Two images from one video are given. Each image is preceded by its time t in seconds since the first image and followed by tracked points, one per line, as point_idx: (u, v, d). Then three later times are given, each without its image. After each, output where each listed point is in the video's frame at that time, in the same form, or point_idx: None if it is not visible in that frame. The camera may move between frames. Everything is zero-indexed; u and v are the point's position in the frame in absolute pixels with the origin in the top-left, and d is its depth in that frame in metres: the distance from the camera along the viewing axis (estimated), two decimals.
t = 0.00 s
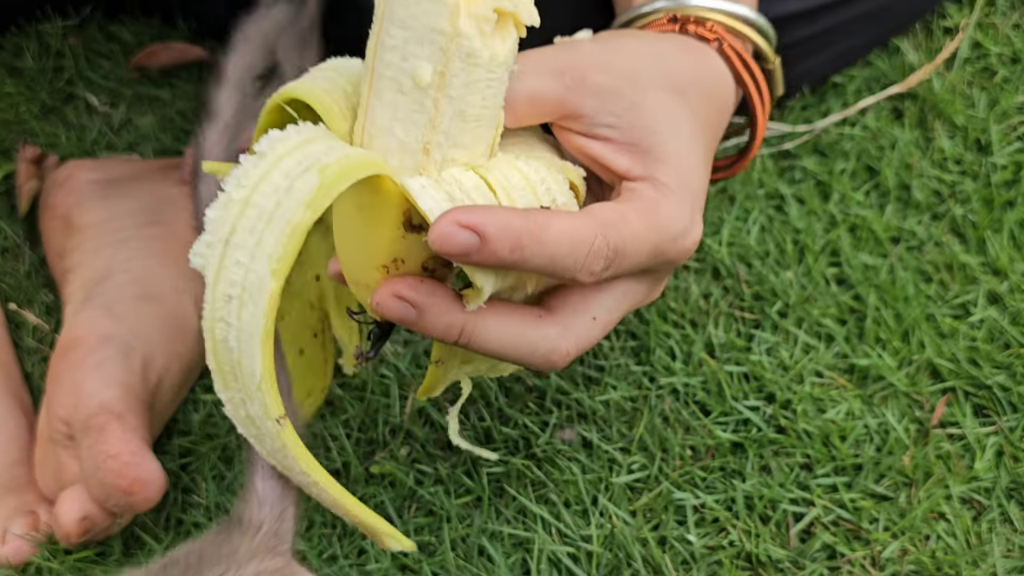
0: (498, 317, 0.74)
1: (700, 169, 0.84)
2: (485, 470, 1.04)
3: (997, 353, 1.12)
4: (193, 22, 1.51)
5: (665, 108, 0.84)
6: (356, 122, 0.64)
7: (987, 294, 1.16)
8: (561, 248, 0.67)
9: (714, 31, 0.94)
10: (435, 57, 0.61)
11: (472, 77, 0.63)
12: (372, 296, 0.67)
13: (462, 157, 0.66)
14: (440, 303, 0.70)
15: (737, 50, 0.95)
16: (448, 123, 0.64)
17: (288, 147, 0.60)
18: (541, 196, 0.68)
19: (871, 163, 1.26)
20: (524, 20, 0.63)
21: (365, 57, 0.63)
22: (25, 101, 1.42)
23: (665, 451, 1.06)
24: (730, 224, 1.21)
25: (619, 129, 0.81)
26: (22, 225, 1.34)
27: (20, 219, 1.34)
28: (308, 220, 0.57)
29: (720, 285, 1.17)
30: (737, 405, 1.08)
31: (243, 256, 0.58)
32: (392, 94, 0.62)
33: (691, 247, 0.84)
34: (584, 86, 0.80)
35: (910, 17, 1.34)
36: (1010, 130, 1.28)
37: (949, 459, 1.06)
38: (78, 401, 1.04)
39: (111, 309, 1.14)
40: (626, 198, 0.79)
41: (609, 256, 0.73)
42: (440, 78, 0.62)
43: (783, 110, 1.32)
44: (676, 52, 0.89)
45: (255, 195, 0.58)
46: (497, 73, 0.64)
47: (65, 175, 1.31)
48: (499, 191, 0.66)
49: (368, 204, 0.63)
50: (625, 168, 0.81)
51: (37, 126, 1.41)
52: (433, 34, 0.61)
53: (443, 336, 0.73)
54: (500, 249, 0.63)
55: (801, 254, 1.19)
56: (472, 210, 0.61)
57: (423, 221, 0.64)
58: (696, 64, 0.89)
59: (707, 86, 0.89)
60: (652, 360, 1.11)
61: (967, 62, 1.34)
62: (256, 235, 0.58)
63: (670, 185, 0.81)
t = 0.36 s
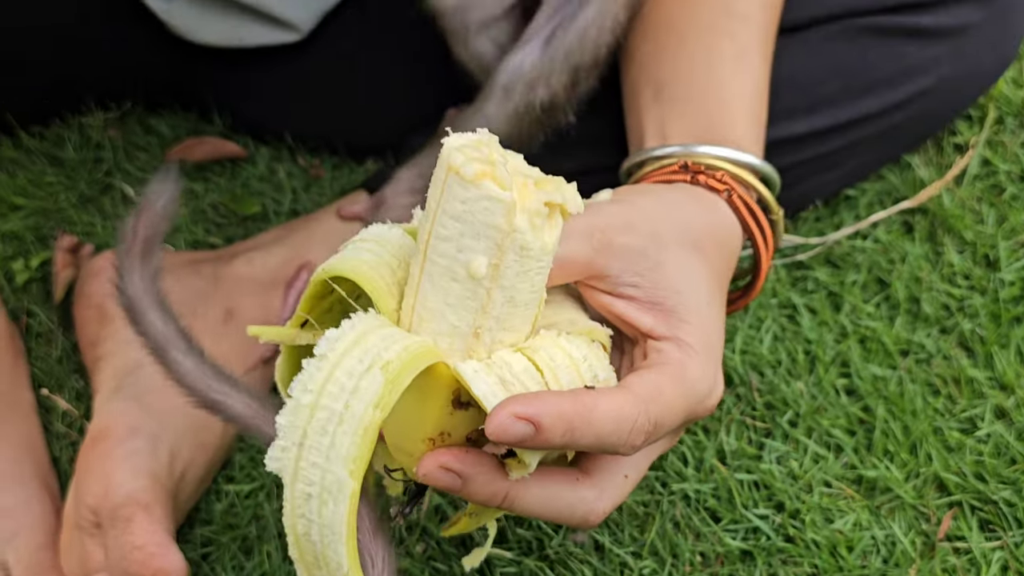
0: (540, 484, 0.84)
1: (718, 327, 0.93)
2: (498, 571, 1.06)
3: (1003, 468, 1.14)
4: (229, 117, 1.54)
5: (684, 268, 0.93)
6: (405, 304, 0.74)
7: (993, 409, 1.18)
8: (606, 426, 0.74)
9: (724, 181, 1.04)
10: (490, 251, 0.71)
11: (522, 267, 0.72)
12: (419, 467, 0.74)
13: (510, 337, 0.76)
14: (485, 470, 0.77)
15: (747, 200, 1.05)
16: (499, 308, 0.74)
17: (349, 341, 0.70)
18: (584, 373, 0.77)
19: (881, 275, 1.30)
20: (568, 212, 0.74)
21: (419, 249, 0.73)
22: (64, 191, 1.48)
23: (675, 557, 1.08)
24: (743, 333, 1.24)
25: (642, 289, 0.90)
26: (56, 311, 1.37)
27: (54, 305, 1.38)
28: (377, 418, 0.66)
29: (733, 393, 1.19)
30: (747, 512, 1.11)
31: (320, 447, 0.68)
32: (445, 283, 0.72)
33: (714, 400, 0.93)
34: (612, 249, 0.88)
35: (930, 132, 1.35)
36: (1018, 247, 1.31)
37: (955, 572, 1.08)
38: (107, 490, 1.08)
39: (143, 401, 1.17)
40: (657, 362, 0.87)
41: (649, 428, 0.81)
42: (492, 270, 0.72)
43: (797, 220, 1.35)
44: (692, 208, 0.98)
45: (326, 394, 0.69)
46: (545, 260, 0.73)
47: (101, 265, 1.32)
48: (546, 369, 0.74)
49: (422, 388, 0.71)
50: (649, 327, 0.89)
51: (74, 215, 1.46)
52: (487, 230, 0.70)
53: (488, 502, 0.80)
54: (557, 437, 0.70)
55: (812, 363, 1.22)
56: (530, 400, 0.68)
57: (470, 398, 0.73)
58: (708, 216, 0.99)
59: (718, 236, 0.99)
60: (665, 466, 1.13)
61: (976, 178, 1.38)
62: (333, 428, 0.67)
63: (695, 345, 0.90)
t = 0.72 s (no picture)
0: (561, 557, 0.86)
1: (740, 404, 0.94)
2: None
3: (1020, 564, 1.14)
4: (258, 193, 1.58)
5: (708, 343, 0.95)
6: (435, 370, 0.75)
7: (1011, 503, 1.18)
8: (634, 501, 0.75)
9: (743, 261, 1.05)
10: (524, 319, 0.71)
11: (555, 337, 0.73)
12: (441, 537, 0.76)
13: (538, 408, 0.77)
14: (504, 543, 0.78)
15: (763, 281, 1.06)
16: (528, 377, 0.74)
17: (381, 402, 0.71)
18: (610, 445, 0.78)
19: (899, 365, 1.31)
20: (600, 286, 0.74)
21: (452, 316, 0.74)
22: (95, 260, 1.50)
23: None
24: (761, 419, 1.25)
25: (664, 365, 0.91)
26: (80, 380, 1.36)
27: (79, 374, 1.37)
28: (404, 478, 0.67)
29: (749, 480, 1.20)
30: None
31: (341, 500, 0.68)
32: (477, 350, 0.73)
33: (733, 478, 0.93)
34: (636, 324, 0.90)
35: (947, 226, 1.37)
36: None
37: None
38: (128, 561, 1.08)
39: (163, 475, 1.17)
40: (680, 438, 0.88)
41: (675, 503, 0.81)
42: (525, 339, 0.72)
43: (816, 308, 1.37)
44: (714, 283, 1.01)
45: (354, 448, 0.69)
46: (576, 331, 0.74)
47: (126, 335, 1.31)
48: (573, 440, 0.76)
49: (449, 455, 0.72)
50: (671, 404, 0.90)
51: (104, 284, 1.48)
52: (523, 299, 0.71)
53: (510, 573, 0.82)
54: (585, 508, 0.71)
55: (829, 452, 1.23)
56: (559, 470, 0.69)
57: (496, 464, 0.73)
58: (732, 292, 1.01)
59: (742, 315, 1.00)
60: (681, 552, 1.13)
61: (994, 271, 1.39)
62: (357, 482, 0.68)
63: (716, 422, 0.91)
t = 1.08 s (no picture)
0: None
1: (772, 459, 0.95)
2: None
3: None
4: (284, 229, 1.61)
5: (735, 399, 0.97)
6: (472, 431, 0.78)
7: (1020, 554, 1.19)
8: (668, 559, 0.76)
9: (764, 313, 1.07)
10: (561, 382, 0.73)
11: (590, 398, 0.74)
12: None
13: (573, 467, 0.78)
14: None
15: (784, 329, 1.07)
16: (565, 438, 0.76)
17: (424, 466, 0.73)
18: (645, 502, 0.79)
19: (911, 413, 1.32)
20: (632, 345, 0.75)
21: (489, 378, 0.76)
22: (123, 292, 1.53)
23: None
24: (773, 465, 1.27)
25: (692, 418, 0.93)
26: (106, 411, 1.39)
27: (105, 405, 1.40)
28: (453, 542, 0.69)
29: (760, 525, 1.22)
30: None
31: (391, 565, 0.71)
32: (514, 411, 0.75)
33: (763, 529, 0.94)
34: (662, 380, 0.92)
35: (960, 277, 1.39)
36: None
37: None
38: None
39: (185, 505, 1.18)
40: (712, 491, 0.88)
41: (705, 559, 0.82)
42: (561, 400, 0.74)
43: (829, 355, 1.38)
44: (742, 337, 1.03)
45: (400, 515, 0.71)
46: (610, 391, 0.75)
47: (152, 367, 1.34)
48: (608, 498, 0.77)
49: (492, 515, 0.74)
50: (698, 455, 0.91)
51: (131, 315, 1.51)
52: (559, 362, 0.73)
53: None
54: (622, 567, 0.71)
55: (839, 499, 1.25)
56: (598, 533, 0.70)
57: (535, 524, 0.75)
58: (758, 344, 1.03)
59: (768, 361, 1.03)
60: None
61: (1008, 321, 1.41)
62: (407, 548, 0.70)
63: (746, 476, 0.91)
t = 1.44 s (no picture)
0: None
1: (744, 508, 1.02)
2: None
3: None
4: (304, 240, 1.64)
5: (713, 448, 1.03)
6: (459, 479, 0.84)
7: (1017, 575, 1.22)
8: None
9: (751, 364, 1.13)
10: (545, 439, 0.80)
11: (573, 453, 0.81)
12: None
13: (556, 514, 0.85)
14: None
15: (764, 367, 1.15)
16: (548, 489, 0.83)
17: (412, 519, 0.79)
18: (622, 547, 0.86)
19: (913, 434, 1.35)
20: (615, 402, 0.82)
21: (478, 430, 0.82)
22: (146, 299, 1.57)
23: None
24: (776, 482, 1.29)
25: (671, 458, 1.00)
26: (128, 415, 1.43)
27: (127, 409, 1.43)
28: None
29: (761, 540, 1.25)
30: None
31: None
32: (501, 465, 0.81)
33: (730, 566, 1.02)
34: (645, 423, 0.99)
35: (963, 300, 1.41)
36: None
37: None
38: None
39: (201, 508, 1.22)
40: (688, 530, 0.95)
41: None
42: (545, 456, 0.81)
43: (834, 375, 1.41)
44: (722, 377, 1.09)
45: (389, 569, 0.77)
46: (592, 446, 0.82)
47: (173, 373, 1.38)
48: (588, 546, 0.84)
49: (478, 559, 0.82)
50: (676, 495, 0.98)
51: (153, 322, 1.54)
52: (543, 422, 0.79)
53: None
54: None
55: (840, 517, 1.27)
56: None
57: (515, 568, 0.84)
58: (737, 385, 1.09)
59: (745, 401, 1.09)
60: None
61: (1012, 345, 1.43)
62: None
63: (718, 518, 0.98)
